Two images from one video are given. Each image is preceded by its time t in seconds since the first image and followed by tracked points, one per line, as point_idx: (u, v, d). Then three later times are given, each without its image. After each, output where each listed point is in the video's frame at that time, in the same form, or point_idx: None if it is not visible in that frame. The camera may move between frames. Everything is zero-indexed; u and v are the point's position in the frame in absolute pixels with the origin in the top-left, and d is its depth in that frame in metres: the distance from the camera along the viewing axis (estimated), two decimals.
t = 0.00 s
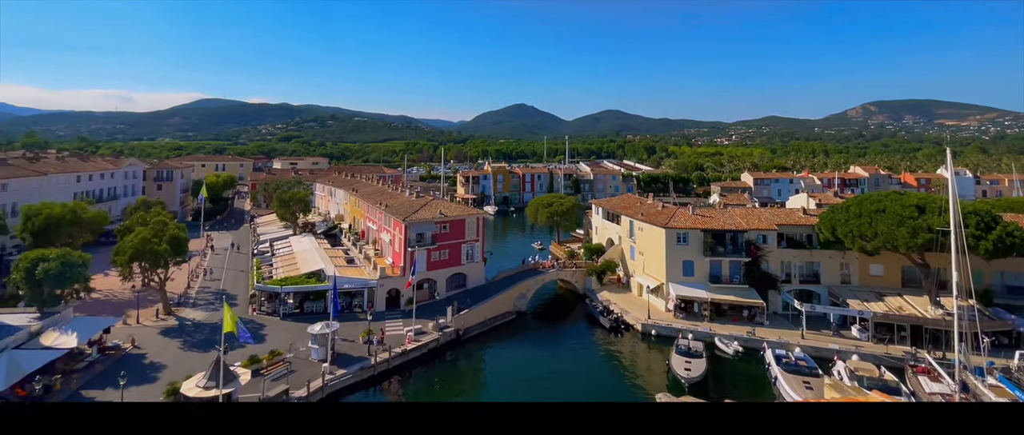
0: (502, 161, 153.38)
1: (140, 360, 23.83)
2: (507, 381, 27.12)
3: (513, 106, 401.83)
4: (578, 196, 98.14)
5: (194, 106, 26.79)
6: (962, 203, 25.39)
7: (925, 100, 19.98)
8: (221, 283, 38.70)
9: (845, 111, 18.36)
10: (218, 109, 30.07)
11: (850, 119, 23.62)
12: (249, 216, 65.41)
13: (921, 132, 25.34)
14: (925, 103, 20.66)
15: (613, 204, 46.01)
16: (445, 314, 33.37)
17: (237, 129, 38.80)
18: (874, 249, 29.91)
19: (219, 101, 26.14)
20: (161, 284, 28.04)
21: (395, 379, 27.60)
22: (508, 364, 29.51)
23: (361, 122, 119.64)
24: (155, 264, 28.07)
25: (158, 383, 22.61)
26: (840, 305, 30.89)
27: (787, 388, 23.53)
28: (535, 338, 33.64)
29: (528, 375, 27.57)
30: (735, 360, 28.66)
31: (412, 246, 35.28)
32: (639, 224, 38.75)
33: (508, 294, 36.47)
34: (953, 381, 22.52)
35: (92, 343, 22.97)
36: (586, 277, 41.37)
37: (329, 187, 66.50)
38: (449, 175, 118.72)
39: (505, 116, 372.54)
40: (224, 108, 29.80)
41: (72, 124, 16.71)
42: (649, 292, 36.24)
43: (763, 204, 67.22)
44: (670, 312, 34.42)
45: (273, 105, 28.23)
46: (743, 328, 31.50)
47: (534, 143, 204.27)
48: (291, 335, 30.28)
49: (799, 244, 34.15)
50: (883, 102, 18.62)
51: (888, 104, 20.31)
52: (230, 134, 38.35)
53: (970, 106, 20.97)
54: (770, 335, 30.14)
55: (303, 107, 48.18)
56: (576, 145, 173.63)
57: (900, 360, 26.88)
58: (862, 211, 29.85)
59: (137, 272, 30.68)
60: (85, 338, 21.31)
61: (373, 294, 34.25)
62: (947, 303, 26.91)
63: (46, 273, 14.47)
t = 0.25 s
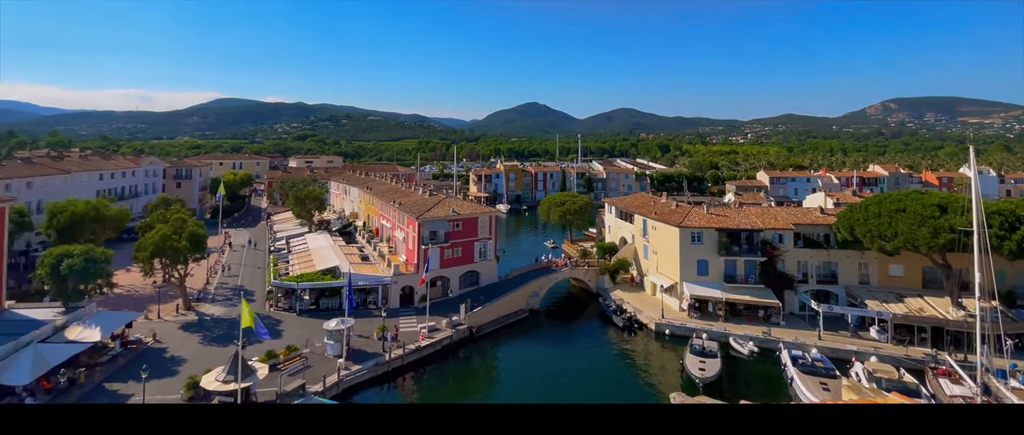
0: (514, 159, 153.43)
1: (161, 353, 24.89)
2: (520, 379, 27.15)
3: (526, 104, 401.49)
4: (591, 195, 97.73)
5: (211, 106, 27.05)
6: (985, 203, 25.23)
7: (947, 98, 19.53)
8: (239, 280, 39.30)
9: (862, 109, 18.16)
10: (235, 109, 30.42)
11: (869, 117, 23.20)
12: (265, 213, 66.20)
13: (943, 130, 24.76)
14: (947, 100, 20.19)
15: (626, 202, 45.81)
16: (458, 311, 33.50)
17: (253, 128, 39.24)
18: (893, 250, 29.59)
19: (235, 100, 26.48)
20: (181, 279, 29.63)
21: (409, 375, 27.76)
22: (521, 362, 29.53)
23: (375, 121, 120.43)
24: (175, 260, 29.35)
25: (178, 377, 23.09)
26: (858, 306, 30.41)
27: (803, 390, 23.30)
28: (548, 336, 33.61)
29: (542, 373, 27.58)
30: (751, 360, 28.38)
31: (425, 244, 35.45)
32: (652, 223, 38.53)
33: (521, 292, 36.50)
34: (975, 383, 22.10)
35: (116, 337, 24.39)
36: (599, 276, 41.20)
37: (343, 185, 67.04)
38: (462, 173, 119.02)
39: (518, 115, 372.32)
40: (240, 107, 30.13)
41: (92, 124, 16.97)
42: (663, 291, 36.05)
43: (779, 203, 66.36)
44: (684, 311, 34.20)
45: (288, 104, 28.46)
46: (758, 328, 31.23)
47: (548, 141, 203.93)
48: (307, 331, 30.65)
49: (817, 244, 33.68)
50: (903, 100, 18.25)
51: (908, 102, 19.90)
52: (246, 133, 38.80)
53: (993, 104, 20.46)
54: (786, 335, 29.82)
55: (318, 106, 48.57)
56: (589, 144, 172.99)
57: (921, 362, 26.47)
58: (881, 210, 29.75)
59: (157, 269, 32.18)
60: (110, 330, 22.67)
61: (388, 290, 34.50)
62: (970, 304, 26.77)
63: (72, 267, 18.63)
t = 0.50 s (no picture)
0: (527, 158, 153.37)
1: (181, 348, 25.51)
2: (533, 377, 27.16)
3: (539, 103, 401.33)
4: (604, 193, 97.36)
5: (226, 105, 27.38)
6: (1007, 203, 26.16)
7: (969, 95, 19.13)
8: (257, 276, 39.75)
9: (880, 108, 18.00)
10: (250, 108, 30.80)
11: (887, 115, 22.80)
12: (281, 211, 66.96)
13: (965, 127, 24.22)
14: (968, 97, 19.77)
15: (640, 201, 45.62)
16: (471, 309, 33.65)
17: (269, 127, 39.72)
18: (914, 250, 29.26)
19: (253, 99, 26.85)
20: (200, 275, 30.71)
21: (423, 371, 27.92)
22: (534, 360, 29.57)
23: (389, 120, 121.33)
24: (195, 257, 30.35)
25: (198, 370, 23.54)
26: (877, 307, 30.21)
27: (820, 391, 23.02)
28: (562, 334, 33.61)
29: (556, 371, 27.54)
30: (767, 361, 28.08)
31: (439, 241, 35.62)
32: (666, 221, 38.32)
33: (534, 290, 36.56)
34: (998, 387, 21.69)
35: (138, 331, 25.07)
36: (613, 275, 41.10)
37: (358, 183, 67.62)
38: (475, 171, 119.36)
39: (531, 113, 371.89)
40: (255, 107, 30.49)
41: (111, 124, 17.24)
42: (677, 290, 35.88)
43: (796, 202, 65.58)
44: (699, 311, 33.97)
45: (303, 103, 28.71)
46: (774, 328, 30.93)
47: (560, 140, 203.48)
48: (323, 327, 31.01)
49: (834, 244, 33.22)
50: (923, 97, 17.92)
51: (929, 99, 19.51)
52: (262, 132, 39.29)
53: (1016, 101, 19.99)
54: (802, 336, 29.52)
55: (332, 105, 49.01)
56: (603, 142, 172.38)
57: (942, 364, 25.92)
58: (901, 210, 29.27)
59: (176, 266, 33.74)
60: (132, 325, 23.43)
61: (402, 287, 34.81)
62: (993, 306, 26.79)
63: (95, 264, 24.21)
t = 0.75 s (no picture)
0: (540, 157, 153.10)
1: (200, 342, 26.00)
2: (546, 375, 27.20)
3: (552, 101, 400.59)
4: (616, 192, 96.67)
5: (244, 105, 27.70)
6: None
7: (996, 92, 18.69)
8: (273, 272, 40.30)
9: (901, 104, 17.80)
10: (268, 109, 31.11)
11: (909, 111, 22.39)
12: (297, 209, 67.74)
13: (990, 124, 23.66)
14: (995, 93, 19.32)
15: (654, 200, 45.44)
16: (484, 306, 33.83)
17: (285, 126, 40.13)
18: (935, 250, 29.07)
19: (272, 100, 27.25)
20: (218, 271, 31.15)
21: (436, 368, 28.16)
22: (546, 357, 29.63)
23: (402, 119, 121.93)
24: (213, 253, 30.92)
25: (217, 364, 24.00)
26: (898, 308, 29.76)
27: (838, 393, 22.83)
28: (574, 332, 33.65)
29: (568, 369, 27.59)
30: (783, 362, 27.94)
31: (452, 239, 35.85)
32: (681, 220, 38.16)
33: (546, 288, 36.64)
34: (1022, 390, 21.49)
35: (160, 326, 25.63)
36: (626, 274, 41.07)
37: (372, 181, 68.13)
38: (488, 170, 119.50)
39: (544, 111, 371.05)
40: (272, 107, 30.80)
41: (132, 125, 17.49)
42: (691, 290, 35.73)
43: (813, 201, 64.81)
44: (713, 310, 33.80)
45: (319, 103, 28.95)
46: (790, 328, 30.70)
47: (573, 138, 202.75)
48: (339, 322, 31.42)
49: (853, 243, 32.71)
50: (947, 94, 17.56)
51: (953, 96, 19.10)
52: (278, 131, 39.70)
53: None
54: (819, 337, 29.25)
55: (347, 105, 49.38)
56: (616, 140, 171.41)
57: (963, 366, 25.52)
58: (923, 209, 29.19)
59: (195, 262, 34.53)
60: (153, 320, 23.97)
61: (416, 284, 35.14)
62: (1017, 308, 26.17)
63: (117, 260, 24.93)
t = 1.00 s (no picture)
0: (552, 155, 152.67)
1: (219, 337, 26.49)
2: (559, 373, 27.23)
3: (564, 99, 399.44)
4: (630, 191, 96.26)
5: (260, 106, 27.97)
6: None
7: None
8: (290, 269, 40.81)
9: (926, 101, 17.46)
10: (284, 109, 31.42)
11: (934, 110, 22.00)
12: (312, 207, 68.42)
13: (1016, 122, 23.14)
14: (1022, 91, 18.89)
15: (668, 198, 45.23)
16: (497, 304, 33.93)
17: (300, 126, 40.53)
18: (958, 252, 28.48)
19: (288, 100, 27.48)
20: (236, 268, 31.66)
21: (450, 365, 28.34)
22: (559, 355, 29.68)
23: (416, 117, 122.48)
24: (231, 250, 31.43)
25: (236, 359, 24.42)
26: (918, 310, 29.38)
27: (856, 395, 22.55)
28: (588, 330, 33.64)
29: (581, 368, 27.60)
30: (800, 363, 27.72)
31: (465, 237, 36.05)
32: (695, 220, 37.95)
33: (559, 286, 36.67)
34: None
35: (179, 321, 26.15)
36: (639, 273, 40.95)
37: (386, 179, 68.56)
38: (500, 168, 119.60)
39: (557, 109, 370.01)
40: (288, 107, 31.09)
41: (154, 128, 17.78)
42: (706, 290, 35.46)
43: (830, 201, 64.06)
44: (728, 310, 33.56)
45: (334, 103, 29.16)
46: (807, 329, 30.42)
47: (587, 136, 201.97)
48: (353, 319, 31.73)
49: (872, 243, 32.34)
50: (973, 91, 17.22)
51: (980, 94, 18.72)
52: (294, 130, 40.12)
53: None
54: (837, 338, 28.96)
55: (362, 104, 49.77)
56: (629, 139, 170.49)
57: (985, 369, 25.14)
58: (946, 209, 28.91)
59: (214, 258, 35.17)
60: (173, 314, 24.40)
61: (429, 281, 35.39)
62: None
63: (139, 256, 25.64)
